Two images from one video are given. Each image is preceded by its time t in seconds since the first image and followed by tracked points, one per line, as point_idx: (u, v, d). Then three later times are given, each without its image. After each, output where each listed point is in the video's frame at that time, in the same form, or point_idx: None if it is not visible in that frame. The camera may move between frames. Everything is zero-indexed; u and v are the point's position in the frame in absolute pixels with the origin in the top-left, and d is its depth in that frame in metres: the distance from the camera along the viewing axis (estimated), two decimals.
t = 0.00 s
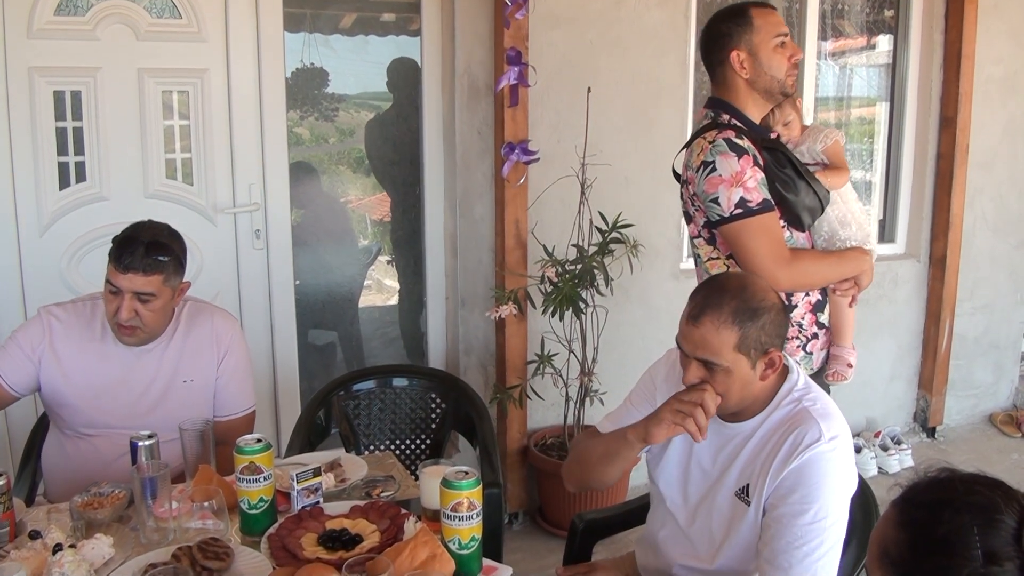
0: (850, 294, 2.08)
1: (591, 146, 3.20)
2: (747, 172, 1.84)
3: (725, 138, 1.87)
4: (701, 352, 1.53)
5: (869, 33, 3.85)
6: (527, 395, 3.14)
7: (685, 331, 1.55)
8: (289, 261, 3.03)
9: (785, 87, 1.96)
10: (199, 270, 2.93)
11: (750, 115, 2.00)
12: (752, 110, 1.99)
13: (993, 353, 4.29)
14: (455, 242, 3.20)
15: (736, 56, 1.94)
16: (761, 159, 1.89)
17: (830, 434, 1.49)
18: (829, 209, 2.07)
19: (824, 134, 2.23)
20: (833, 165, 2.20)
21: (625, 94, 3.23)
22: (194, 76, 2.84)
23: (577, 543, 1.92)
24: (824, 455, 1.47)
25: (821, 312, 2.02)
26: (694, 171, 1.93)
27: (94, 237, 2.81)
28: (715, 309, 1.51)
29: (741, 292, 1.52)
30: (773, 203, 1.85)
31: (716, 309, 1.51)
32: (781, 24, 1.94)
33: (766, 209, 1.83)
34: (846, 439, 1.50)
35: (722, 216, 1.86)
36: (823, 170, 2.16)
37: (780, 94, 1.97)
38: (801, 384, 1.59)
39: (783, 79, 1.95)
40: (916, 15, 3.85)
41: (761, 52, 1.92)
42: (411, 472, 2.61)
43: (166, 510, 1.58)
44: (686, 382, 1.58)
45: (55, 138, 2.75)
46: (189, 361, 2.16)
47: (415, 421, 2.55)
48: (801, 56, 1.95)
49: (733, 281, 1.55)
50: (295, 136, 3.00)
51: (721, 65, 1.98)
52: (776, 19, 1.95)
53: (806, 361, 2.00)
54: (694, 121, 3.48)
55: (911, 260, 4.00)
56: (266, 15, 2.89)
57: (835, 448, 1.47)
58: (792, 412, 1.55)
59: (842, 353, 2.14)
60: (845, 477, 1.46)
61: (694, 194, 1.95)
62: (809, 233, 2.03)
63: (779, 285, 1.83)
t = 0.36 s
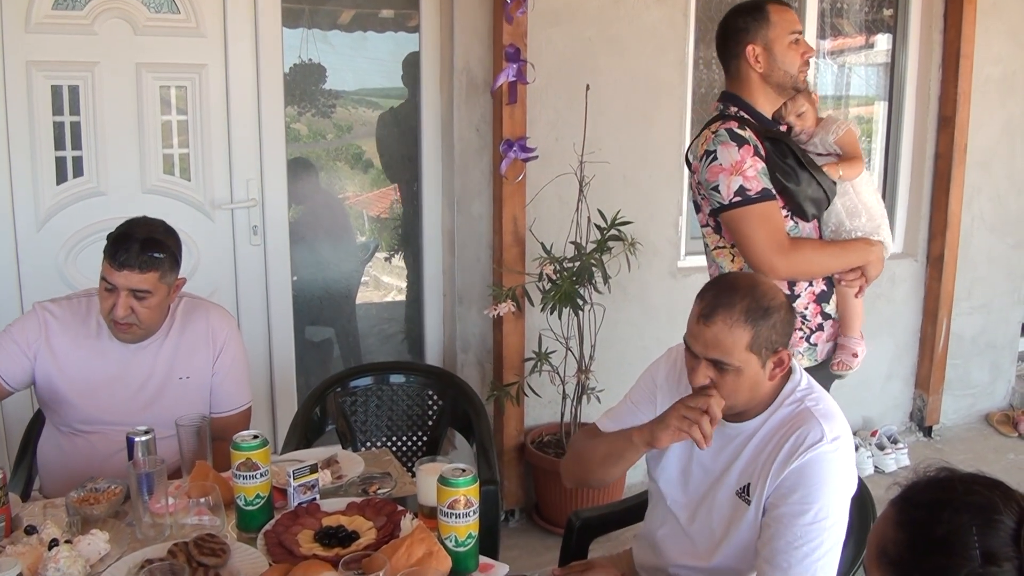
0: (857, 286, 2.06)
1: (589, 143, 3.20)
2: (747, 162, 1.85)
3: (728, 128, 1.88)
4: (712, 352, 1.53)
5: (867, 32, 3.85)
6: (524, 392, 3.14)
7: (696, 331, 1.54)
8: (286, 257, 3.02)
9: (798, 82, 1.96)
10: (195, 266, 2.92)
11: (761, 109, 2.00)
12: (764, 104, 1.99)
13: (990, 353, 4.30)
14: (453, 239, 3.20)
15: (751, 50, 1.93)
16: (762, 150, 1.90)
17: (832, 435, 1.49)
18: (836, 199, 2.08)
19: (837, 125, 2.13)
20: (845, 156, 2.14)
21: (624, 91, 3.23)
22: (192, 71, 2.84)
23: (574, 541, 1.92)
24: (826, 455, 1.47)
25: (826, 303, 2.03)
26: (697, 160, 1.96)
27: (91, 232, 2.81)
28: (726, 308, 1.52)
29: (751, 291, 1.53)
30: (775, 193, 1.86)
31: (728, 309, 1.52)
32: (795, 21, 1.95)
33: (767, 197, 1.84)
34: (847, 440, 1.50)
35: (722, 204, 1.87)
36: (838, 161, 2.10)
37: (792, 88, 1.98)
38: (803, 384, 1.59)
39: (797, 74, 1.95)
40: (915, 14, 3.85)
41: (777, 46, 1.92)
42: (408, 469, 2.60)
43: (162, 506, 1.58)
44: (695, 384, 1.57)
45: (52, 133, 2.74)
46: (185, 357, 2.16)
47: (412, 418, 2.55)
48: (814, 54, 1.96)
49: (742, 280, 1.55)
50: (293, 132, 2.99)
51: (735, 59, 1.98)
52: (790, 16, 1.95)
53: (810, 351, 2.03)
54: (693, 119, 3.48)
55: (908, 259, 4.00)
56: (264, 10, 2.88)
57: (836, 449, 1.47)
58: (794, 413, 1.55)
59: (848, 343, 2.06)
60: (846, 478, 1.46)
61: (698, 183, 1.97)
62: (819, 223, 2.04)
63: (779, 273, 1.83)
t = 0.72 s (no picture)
0: (852, 292, 2.02)
1: (589, 142, 3.20)
2: (731, 167, 1.91)
3: (718, 136, 1.95)
4: (741, 358, 1.52)
5: (867, 31, 3.84)
6: (523, 391, 3.14)
7: (721, 339, 1.53)
8: (284, 254, 3.02)
9: (803, 94, 1.96)
10: (194, 262, 2.92)
11: (767, 119, 2.00)
12: (770, 114, 2.00)
13: (988, 353, 4.30)
14: (452, 237, 3.19)
15: (760, 60, 1.95)
16: (749, 157, 1.94)
17: (836, 437, 1.49)
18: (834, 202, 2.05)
19: (847, 132, 2.15)
20: (852, 164, 2.13)
21: (624, 89, 3.22)
22: (191, 67, 2.83)
23: (572, 539, 1.91)
24: (830, 457, 1.47)
25: (820, 304, 2.05)
26: (691, 164, 2.03)
27: (89, 228, 2.80)
28: (753, 311, 1.51)
29: (771, 293, 1.53)
30: (760, 198, 1.91)
31: (754, 310, 1.51)
32: (806, 34, 1.96)
33: (750, 201, 1.89)
34: (851, 443, 1.50)
35: (708, 206, 1.95)
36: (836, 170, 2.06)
37: (797, 101, 1.98)
38: (808, 386, 1.59)
39: (802, 87, 1.96)
40: (915, 14, 3.84)
41: (785, 58, 1.93)
42: (406, 467, 2.60)
43: (160, 503, 1.57)
44: (719, 395, 1.55)
45: (51, 129, 2.73)
46: (183, 354, 2.15)
47: (410, 416, 2.54)
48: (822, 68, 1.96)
49: (759, 283, 1.56)
50: (291, 129, 2.99)
51: (745, 66, 1.99)
52: (802, 28, 1.96)
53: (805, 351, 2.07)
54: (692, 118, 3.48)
55: (907, 259, 4.00)
56: (264, 7, 2.87)
57: (840, 451, 1.47)
58: (798, 414, 1.55)
59: (841, 346, 2.07)
60: (849, 480, 1.46)
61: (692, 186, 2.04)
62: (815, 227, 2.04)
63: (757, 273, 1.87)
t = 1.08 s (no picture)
0: (837, 284, 2.02)
1: (589, 140, 3.19)
2: (716, 157, 1.94)
3: (709, 127, 1.97)
4: (750, 350, 1.52)
5: (868, 30, 3.84)
6: (522, 389, 3.14)
7: (730, 331, 1.53)
8: (284, 252, 3.01)
9: (803, 91, 1.98)
10: (193, 260, 2.92)
11: (767, 115, 2.02)
12: (769, 110, 2.01)
13: (988, 352, 4.30)
14: (452, 235, 3.19)
15: (761, 55, 1.96)
16: (736, 147, 1.95)
17: (835, 435, 1.48)
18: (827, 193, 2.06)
19: (848, 127, 2.14)
20: (850, 159, 2.12)
21: (624, 88, 3.22)
22: (191, 65, 2.83)
23: (571, 537, 1.92)
24: (828, 455, 1.46)
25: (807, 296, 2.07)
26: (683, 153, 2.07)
27: (89, 226, 2.80)
28: (761, 302, 1.52)
29: (777, 285, 1.54)
30: (744, 187, 1.93)
31: (761, 301, 1.52)
32: (809, 32, 1.96)
33: (732, 191, 1.92)
34: (850, 440, 1.49)
35: (695, 194, 1.98)
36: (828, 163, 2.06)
37: (797, 98, 2.00)
38: (808, 383, 1.59)
39: (801, 85, 1.97)
40: (915, 13, 3.84)
41: (786, 55, 1.94)
42: (406, 466, 2.60)
43: (159, 501, 1.58)
44: (727, 388, 1.55)
45: (50, 126, 2.73)
46: (184, 352, 2.15)
47: (409, 415, 2.54)
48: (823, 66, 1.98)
49: (764, 276, 1.57)
50: (291, 127, 2.99)
51: (746, 62, 2.00)
52: (805, 26, 1.97)
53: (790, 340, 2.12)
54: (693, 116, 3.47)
55: (907, 258, 3.99)
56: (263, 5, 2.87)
57: (839, 449, 1.47)
58: (797, 412, 1.55)
59: (827, 339, 2.11)
60: (848, 478, 1.46)
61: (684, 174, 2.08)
62: (806, 220, 2.05)
63: (736, 263, 1.90)
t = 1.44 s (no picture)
0: (808, 284, 2.08)
1: (589, 138, 3.19)
2: (687, 159, 2.07)
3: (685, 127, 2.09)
4: (760, 341, 1.51)
5: (868, 27, 3.83)
6: (523, 387, 3.13)
7: (738, 323, 1.52)
8: (283, 251, 3.01)
9: (780, 91, 2.04)
10: (193, 259, 2.91)
11: (746, 114, 2.10)
12: (749, 109, 2.10)
13: (990, 349, 4.29)
14: (452, 233, 3.18)
15: (737, 54, 2.05)
16: (707, 148, 2.06)
17: (837, 433, 1.48)
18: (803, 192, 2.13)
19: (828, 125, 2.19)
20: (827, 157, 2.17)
21: (624, 85, 3.21)
22: (190, 63, 2.82)
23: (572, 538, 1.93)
24: (830, 454, 1.45)
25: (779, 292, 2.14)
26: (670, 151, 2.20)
27: (89, 225, 2.79)
28: (767, 292, 1.52)
29: (780, 276, 1.55)
30: (712, 186, 2.05)
31: (768, 292, 1.52)
32: (788, 32, 2.04)
33: (697, 191, 2.05)
34: (852, 439, 1.49)
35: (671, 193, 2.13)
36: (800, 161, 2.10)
37: (775, 97, 2.06)
38: (810, 380, 1.58)
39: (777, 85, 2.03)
40: (916, 9, 3.83)
41: (760, 55, 2.03)
42: (407, 465, 2.59)
43: (159, 501, 1.57)
44: (737, 381, 1.53)
45: (49, 125, 2.72)
46: (184, 351, 2.15)
47: (410, 413, 2.54)
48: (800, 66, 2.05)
49: (766, 269, 1.57)
50: (291, 126, 2.98)
51: (727, 61, 2.10)
52: (785, 26, 2.04)
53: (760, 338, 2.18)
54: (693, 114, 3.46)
55: (908, 255, 3.98)
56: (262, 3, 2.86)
57: (841, 448, 1.46)
58: (799, 410, 1.54)
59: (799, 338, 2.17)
60: (850, 477, 1.45)
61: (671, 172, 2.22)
62: (781, 219, 2.14)
63: (703, 259, 2.05)
